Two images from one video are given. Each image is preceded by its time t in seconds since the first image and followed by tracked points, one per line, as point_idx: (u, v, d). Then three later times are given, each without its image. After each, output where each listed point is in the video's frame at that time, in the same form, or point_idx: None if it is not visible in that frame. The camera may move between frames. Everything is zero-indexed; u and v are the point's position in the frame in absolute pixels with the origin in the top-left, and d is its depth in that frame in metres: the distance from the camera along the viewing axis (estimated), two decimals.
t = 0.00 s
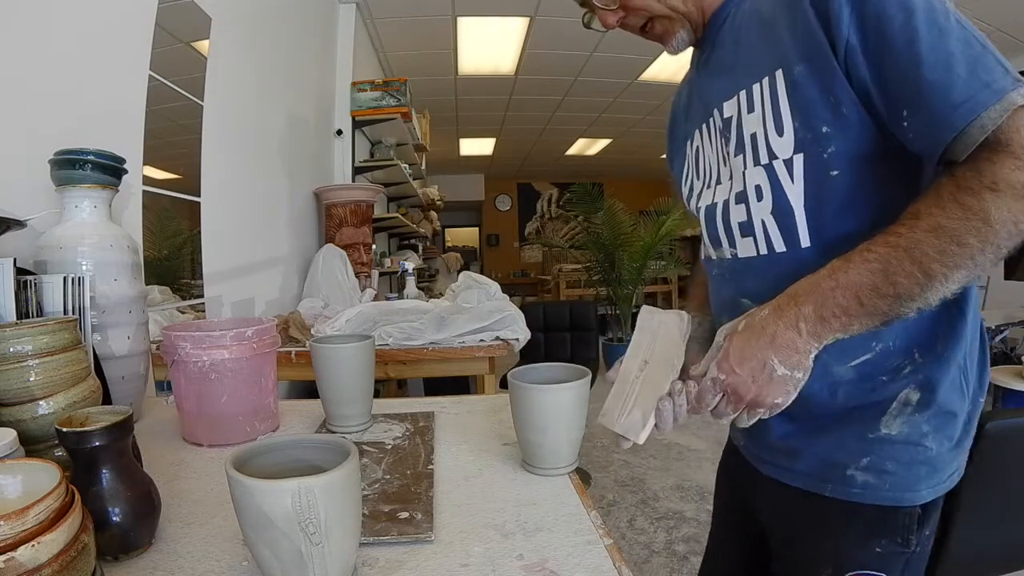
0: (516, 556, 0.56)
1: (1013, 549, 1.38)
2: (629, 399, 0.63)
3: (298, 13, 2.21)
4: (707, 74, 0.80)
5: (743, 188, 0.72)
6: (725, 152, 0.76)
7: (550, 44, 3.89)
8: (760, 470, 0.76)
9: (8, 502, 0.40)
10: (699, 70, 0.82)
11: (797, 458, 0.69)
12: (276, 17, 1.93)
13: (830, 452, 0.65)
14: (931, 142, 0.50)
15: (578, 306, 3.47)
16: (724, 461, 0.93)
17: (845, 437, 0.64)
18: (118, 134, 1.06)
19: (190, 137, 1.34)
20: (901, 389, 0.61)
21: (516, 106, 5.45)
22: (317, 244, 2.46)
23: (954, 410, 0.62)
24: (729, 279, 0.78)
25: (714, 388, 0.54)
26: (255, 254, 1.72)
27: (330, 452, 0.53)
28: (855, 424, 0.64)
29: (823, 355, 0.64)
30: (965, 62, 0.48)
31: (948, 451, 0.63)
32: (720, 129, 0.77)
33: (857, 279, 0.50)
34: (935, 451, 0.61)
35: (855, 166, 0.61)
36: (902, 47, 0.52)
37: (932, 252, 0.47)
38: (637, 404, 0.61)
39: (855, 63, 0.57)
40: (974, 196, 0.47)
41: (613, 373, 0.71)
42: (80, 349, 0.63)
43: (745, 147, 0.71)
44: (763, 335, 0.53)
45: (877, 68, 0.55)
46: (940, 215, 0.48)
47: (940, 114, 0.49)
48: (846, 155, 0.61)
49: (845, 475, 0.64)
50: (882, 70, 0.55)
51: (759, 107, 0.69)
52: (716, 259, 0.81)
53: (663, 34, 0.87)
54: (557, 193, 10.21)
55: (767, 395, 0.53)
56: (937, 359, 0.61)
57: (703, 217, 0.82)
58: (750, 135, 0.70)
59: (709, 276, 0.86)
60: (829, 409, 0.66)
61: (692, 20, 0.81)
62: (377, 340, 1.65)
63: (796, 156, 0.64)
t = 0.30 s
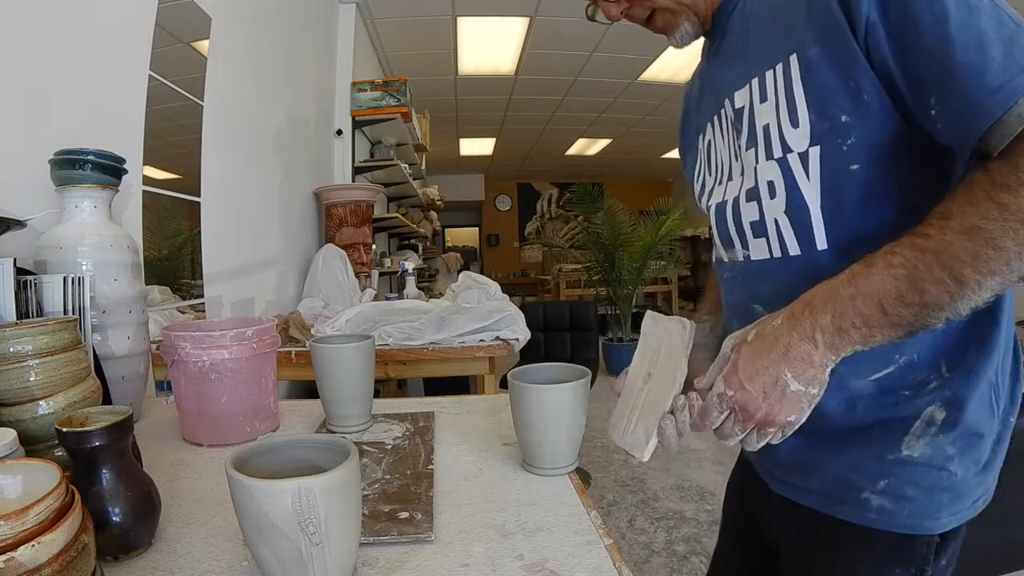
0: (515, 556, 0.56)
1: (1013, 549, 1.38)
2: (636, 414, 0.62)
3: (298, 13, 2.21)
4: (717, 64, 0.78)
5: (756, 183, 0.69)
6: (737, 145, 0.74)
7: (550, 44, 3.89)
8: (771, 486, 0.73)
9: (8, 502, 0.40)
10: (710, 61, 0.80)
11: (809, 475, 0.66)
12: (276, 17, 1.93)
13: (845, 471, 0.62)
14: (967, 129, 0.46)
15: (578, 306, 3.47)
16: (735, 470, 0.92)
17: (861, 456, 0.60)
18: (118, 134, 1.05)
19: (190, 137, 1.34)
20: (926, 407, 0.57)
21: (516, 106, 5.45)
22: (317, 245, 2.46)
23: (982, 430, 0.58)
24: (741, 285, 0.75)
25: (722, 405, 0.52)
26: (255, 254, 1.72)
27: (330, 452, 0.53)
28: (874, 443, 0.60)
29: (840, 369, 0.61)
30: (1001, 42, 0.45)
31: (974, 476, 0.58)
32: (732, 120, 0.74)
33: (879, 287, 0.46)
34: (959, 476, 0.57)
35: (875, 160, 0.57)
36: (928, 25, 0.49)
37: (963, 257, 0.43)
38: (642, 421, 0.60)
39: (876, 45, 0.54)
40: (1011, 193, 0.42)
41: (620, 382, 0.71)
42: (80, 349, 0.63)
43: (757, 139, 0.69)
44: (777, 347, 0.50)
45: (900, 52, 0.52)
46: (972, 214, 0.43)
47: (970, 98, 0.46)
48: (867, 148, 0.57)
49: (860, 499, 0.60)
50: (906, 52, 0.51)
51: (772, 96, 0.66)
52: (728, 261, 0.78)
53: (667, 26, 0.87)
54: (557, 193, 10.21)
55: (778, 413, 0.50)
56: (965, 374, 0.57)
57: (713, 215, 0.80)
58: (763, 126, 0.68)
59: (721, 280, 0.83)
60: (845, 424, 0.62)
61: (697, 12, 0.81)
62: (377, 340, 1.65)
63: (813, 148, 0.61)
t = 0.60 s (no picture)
0: (516, 557, 0.56)
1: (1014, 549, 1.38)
2: (621, 427, 0.66)
3: (298, 13, 2.21)
4: (743, 46, 0.76)
5: (771, 168, 0.67)
6: (755, 130, 0.72)
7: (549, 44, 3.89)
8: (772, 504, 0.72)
9: (8, 502, 0.40)
10: (739, 44, 0.78)
11: (809, 489, 0.66)
12: (276, 17, 1.93)
13: (846, 487, 0.62)
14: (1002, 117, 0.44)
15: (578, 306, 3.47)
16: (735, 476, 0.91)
17: (865, 471, 0.60)
18: (118, 134, 1.05)
19: (190, 137, 1.34)
20: (937, 422, 0.56)
21: (516, 106, 5.45)
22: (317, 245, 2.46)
23: (995, 451, 0.57)
24: (749, 276, 0.74)
25: (725, 412, 0.51)
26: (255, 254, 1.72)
27: (330, 452, 0.53)
28: (879, 457, 0.59)
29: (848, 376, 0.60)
30: None
31: (984, 498, 0.57)
32: (751, 104, 0.73)
33: (896, 292, 0.44)
34: (966, 499, 0.56)
35: (897, 147, 0.55)
36: (958, 6, 0.46)
37: (989, 263, 0.40)
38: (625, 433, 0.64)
39: (903, 27, 0.51)
40: None
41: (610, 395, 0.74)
42: (81, 349, 0.63)
43: (775, 122, 0.67)
44: (786, 352, 0.48)
45: (927, 35, 0.49)
46: (998, 216, 0.41)
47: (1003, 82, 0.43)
48: (889, 135, 0.55)
49: (860, 519, 0.60)
50: (934, 39, 0.49)
51: (793, 78, 0.64)
52: (739, 250, 0.78)
53: (699, 14, 0.85)
54: (557, 193, 10.22)
55: (784, 422, 0.48)
56: (981, 389, 0.55)
57: (725, 201, 0.79)
58: (782, 108, 0.66)
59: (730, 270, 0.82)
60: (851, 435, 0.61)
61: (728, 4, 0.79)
62: (377, 340, 1.65)
63: (831, 132, 0.59)
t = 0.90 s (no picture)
0: (516, 557, 0.56)
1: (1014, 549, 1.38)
2: (609, 435, 0.67)
3: (298, 12, 2.21)
4: (771, 43, 0.76)
5: (786, 148, 0.67)
6: (775, 113, 0.72)
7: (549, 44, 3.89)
8: (762, 513, 0.73)
9: (8, 502, 0.40)
10: (770, 40, 0.77)
11: (799, 497, 0.67)
12: (276, 17, 1.93)
13: (836, 499, 0.62)
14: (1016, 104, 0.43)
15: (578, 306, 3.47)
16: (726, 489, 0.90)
17: (856, 482, 0.60)
18: (118, 134, 1.05)
19: (190, 137, 1.34)
20: (935, 430, 0.56)
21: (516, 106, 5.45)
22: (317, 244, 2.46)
23: (993, 463, 0.56)
24: (755, 259, 0.74)
25: (718, 386, 0.48)
26: (255, 254, 1.72)
27: (330, 453, 0.53)
28: (873, 466, 0.59)
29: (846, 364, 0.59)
30: None
31: (983, 518, 0.56)
32: (774, 90, 0.73)
33: (902, 276, 0.43)
34: (962, 516, 0.56)
35: (914, 133, 0.55)
36: None
37: (997, 251, 0.39)
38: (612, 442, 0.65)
39: (926, 16, 0.51)
40: None
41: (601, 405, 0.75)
42: (81, 349, 0.63)
43: (794, 105, 0.67)
44: (785, 329, 0.46)
45: (952, 22, 0.48)
46: (1009, 205, 0.40)
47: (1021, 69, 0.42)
48: (908, 118, 0.55)
49: (852, 531, 0.61)
50: (958, 32, 0.48)
51: (815, 61, 0.64)
52: (748, 232, 0.78)
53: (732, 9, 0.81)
54: (557, 193, 10.22)
55: (777, 403, 0.45)
56: (982, 395, 0.55)
57: (740, 185, 0.79)
58: (801, 91, 0.66)
59: (737, 257, 0.82)
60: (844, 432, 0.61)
61: None
62: (377, 340, 1.65)
63: (847, 112, 0.59)
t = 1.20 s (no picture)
0: (516, 556, 0.56)
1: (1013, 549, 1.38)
2: (608, 432, 0.68)
3: (298, 13, 2.21)
4: (784, 44, 0.77)
5: (797, 141, 0.67)
6: (788, 109, 0.72)
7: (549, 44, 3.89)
8: (763, 520, 0.73)
9: (8, 502, 0.40)
10: (783, 43, 0.77)
11: (800, 502, 0.67)
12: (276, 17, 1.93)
13: (840, 505, 0.62)
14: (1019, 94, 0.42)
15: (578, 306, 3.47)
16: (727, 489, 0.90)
17: (861, 487, 0.60)
18: (118, 134, 1.06)
19: (190, 137, 1.34)
20: (943, 433, 0.55)
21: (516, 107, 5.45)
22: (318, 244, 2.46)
23: (1000, 467, 0.56)
24: (761, 254, 0.74)
25: (728, 381, 0.49)
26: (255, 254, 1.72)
27: (330, 453, 0.53)
28: (877, 470, 0.59)
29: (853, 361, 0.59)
30: None
31: (990, 525, 0.57)
32: (788, 87, 0.73)
33: (912, 269, 0.43)
34: (970, 522, 0.56)
35: (923, 123, 0.54)
36: None
37: (1009, 242, 0.39)
38: (611, 439, 0.65)
39: (935, 6, 0.51)
40: None
41: (604, 403, 0.76)
42: (81, 349, 0.63)
43: (805, 99, 0.67)
44: (796, 323, 0.46)
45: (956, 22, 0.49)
46: (1019, 194, 0.40)
47: None
48: (917, 108, 0.54)
49: (857, 538, 0.60)
50: (968, 24, 0.48)
51: (826, 56, 0.64)
52: (756, 228, 0.77)
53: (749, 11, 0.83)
54: (557, 193, 10.22)
55: (788, 397, 0.46)
56: (991, 398, 0.55)
57: (751, 182, 0.79)
58: (812, 85, 0.66)
59: (747, 253, 0.81)
60: (851, 433, 0.60)
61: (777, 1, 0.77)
62: (377, 340, 1.65)
63: (857, 103, 0.59)
